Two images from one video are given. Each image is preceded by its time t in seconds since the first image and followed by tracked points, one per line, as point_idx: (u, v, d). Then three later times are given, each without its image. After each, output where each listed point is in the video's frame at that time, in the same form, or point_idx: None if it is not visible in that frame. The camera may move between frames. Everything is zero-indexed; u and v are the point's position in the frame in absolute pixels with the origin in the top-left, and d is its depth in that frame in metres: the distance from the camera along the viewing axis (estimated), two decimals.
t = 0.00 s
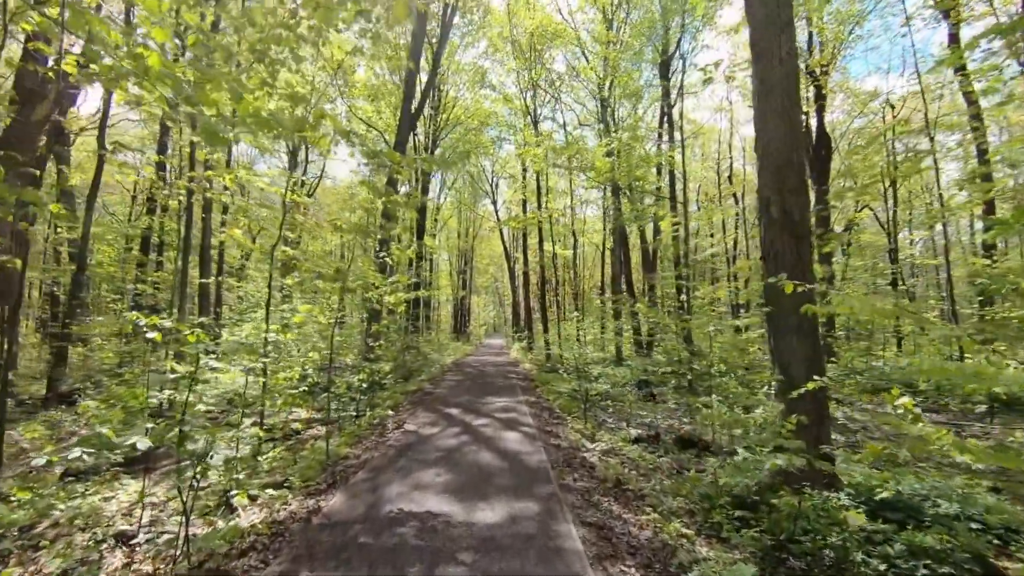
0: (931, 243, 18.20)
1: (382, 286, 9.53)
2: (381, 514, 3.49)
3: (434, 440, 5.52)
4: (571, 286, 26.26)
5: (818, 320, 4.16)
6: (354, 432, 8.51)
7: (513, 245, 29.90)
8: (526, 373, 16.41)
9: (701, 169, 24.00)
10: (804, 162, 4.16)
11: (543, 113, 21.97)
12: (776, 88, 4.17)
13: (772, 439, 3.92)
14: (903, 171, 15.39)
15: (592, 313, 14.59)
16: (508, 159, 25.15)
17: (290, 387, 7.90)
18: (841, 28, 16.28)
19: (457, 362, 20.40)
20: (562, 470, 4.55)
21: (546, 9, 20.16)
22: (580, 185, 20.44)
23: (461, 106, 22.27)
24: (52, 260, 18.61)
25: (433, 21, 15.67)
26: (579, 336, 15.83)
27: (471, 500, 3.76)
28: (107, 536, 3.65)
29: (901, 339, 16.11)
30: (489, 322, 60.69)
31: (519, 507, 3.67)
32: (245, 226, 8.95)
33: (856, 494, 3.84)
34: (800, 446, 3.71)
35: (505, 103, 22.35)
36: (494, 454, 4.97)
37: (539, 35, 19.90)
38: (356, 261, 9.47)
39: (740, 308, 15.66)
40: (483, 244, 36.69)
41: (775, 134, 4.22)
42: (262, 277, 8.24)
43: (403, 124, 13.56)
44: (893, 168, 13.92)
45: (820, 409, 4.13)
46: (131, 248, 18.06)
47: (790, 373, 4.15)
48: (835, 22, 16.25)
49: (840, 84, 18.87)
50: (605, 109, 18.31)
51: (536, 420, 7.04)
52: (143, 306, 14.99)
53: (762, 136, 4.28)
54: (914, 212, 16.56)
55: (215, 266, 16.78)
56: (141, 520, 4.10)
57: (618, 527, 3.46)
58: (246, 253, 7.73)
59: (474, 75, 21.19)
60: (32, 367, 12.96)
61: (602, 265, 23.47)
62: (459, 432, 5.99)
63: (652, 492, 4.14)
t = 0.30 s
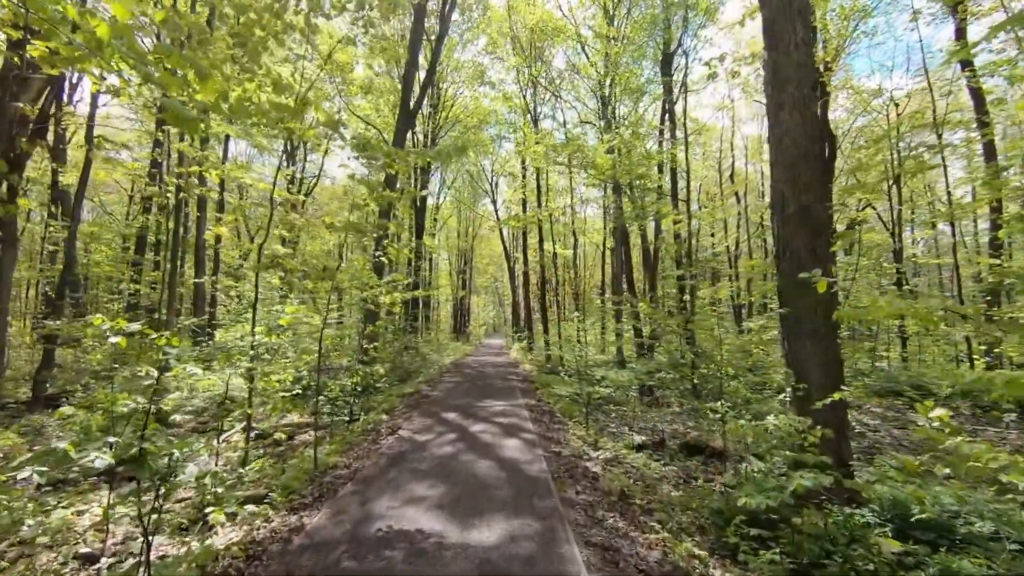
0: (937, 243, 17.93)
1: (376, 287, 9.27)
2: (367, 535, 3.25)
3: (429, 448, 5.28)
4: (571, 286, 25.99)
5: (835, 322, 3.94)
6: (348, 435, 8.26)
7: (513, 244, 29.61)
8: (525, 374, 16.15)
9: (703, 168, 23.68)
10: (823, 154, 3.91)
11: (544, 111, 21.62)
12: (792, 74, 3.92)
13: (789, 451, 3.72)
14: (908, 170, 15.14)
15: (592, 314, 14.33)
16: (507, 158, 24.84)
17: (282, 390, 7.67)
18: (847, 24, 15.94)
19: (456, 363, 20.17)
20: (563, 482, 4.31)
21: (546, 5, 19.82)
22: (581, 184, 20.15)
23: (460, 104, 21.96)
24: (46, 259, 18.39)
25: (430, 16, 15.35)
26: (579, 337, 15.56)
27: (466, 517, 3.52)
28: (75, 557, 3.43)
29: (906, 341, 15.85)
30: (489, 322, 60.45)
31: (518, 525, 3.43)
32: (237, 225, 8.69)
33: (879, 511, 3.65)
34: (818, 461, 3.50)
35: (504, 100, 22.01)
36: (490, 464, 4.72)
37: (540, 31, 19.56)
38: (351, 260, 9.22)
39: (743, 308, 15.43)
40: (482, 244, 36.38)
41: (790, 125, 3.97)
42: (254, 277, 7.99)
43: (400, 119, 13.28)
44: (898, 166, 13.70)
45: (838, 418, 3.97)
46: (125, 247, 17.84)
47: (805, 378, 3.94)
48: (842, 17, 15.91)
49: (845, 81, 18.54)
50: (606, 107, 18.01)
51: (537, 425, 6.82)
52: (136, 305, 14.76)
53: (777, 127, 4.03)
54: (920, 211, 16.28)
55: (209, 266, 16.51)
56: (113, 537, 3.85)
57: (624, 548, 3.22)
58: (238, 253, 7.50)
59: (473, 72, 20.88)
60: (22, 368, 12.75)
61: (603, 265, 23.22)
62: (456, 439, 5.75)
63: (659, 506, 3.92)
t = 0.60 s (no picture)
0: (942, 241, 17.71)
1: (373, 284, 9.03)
2: (357, 546, 3.03)
3: (426, 450, 5.06)
4: (572, 285, 25.77)
5: (856, 317, 3.78)
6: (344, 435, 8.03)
7: (513, 243, 29.37)
8: (526, 373, 15.93)
9: (705, 166, 23.44)
10: (843, 136, 3.78)
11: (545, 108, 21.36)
12: (810, 54, 3.79)
13: (810, 456, 3.49)
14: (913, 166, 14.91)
15: (594, 312, 14.09)
16: (507, 155, 24.59)
17: (276, 390, 7.43)
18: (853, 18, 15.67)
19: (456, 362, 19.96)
20: (568, 487, 4.09)
21: None
22: (581, 181, 19.89)
23: (460, 101, 21.69)
24: (42, 257, 18.21)
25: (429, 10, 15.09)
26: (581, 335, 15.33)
27: (464, 527, 3.30)
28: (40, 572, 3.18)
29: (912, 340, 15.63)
30: (489, 321, 60.24)
31: (520, 535, 3.21)
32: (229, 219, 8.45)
33: (909, 521, 3.40)
34: (844, 467, 3.27)
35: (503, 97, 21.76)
36: (490, 467, 4.50)
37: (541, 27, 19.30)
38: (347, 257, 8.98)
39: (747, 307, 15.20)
40: (483, 243, 36.15)
41: (809, 108, 3.84)
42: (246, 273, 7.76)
43: (398, 114, 13.03)
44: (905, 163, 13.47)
45: (860, 420, 3.72)
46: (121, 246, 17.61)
47: (826, 374, 3.76)
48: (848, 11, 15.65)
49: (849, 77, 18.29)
50: (607, 103, 17.76)
51: (539, 426, 6.60)
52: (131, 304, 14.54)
53: (794, 110, 3.91)
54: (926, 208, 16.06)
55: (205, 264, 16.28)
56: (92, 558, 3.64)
57: (635, 561, 2.99)
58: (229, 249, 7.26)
59: (473, 69, 20.63)
60: (14, 368, 12.52)
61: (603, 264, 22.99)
62: (455, 440, 5.53)
63: (671, 515, 3.69)
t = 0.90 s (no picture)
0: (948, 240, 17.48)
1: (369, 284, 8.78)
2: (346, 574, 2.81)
3: (424, 460, 4.85)
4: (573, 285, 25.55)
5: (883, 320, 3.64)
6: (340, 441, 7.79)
7: (513, 243, 29.14)
8: (526, 374, 15.69)
9: (707, 164, 23.19)
10: (869, 128, 3.63)
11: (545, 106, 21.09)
12: (835, 42, 3.62)
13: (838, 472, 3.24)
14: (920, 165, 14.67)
15: (596, 313, 13.84)
16: (507, 154, 24.33)
17: (268, 395, 7.19)
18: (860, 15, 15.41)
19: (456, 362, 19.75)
20: (574, 504, 3.85)
21: None
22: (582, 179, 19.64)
23: (459, 99, 21.43)
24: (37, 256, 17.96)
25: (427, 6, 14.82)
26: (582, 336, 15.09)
27: (463, 551, 3.08)
28: None
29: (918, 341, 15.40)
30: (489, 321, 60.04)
31: (523, 560, 2.99)
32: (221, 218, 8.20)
33: (952, 544, 3.11)
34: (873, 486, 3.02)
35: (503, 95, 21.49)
36: (491, 480, 4.28)
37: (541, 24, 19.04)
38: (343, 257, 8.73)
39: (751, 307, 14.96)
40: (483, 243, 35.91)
41: (834, 98, 3.66)
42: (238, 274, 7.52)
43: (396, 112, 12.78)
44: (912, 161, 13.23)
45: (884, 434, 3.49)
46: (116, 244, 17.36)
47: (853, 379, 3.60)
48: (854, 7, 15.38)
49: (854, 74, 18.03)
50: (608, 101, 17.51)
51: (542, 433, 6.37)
52: (125, 305, 14.31)
53: (817, 100, 3.74)
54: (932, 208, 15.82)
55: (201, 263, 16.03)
56: None
57: None
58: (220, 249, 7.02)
59: (473, 66, 20.36)
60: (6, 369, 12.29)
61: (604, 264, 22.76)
62: (454, 449, 5.31)
63: (685, 534, 3.46)
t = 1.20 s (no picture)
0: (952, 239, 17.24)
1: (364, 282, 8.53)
2: None
3: (420, 465, 4.63)
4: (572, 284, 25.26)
5: (909, 312, 3.58)
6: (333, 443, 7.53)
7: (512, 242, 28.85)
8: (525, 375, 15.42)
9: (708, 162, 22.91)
10: (894, 110, 3.62)
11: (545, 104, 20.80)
12: (859, 22, 3.60)
13: (864, 482, 3.01)
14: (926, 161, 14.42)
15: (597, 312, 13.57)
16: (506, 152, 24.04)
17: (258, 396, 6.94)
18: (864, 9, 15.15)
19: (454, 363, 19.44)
20: (577, 513, 3.63)
21: None
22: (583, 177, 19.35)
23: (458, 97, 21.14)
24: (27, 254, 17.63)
25: None
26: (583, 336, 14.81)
27: (458, 565, 2.87)
28: None
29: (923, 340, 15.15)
30: (488, 321, 59.71)
31: None
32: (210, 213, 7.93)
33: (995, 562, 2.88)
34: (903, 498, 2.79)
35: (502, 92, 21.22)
36: (489, 486, 4.06)
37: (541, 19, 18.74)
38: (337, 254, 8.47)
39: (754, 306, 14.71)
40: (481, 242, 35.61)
41: (858, 80, 3.65)
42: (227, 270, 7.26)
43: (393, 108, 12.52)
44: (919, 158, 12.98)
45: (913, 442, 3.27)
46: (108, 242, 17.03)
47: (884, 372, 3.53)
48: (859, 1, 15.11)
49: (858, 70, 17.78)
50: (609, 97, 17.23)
51: (544, 436, 6.16)
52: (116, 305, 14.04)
53: (840, 82, 3.73)
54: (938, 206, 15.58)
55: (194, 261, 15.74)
56: None
57: None
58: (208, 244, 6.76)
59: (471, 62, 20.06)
60: None
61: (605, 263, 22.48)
62: (452, 452, 5.09)
63: (698, 548, 3.23)
